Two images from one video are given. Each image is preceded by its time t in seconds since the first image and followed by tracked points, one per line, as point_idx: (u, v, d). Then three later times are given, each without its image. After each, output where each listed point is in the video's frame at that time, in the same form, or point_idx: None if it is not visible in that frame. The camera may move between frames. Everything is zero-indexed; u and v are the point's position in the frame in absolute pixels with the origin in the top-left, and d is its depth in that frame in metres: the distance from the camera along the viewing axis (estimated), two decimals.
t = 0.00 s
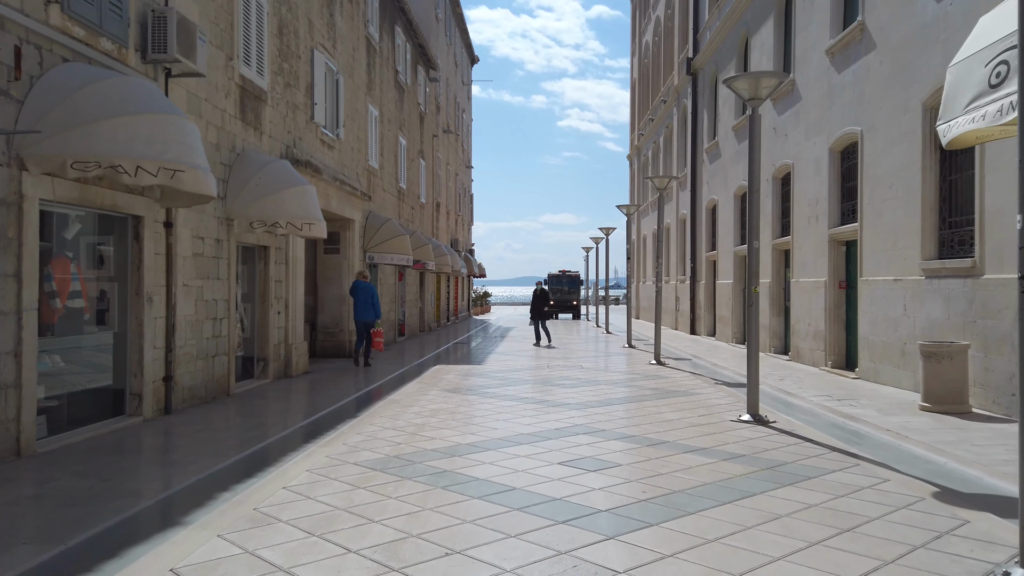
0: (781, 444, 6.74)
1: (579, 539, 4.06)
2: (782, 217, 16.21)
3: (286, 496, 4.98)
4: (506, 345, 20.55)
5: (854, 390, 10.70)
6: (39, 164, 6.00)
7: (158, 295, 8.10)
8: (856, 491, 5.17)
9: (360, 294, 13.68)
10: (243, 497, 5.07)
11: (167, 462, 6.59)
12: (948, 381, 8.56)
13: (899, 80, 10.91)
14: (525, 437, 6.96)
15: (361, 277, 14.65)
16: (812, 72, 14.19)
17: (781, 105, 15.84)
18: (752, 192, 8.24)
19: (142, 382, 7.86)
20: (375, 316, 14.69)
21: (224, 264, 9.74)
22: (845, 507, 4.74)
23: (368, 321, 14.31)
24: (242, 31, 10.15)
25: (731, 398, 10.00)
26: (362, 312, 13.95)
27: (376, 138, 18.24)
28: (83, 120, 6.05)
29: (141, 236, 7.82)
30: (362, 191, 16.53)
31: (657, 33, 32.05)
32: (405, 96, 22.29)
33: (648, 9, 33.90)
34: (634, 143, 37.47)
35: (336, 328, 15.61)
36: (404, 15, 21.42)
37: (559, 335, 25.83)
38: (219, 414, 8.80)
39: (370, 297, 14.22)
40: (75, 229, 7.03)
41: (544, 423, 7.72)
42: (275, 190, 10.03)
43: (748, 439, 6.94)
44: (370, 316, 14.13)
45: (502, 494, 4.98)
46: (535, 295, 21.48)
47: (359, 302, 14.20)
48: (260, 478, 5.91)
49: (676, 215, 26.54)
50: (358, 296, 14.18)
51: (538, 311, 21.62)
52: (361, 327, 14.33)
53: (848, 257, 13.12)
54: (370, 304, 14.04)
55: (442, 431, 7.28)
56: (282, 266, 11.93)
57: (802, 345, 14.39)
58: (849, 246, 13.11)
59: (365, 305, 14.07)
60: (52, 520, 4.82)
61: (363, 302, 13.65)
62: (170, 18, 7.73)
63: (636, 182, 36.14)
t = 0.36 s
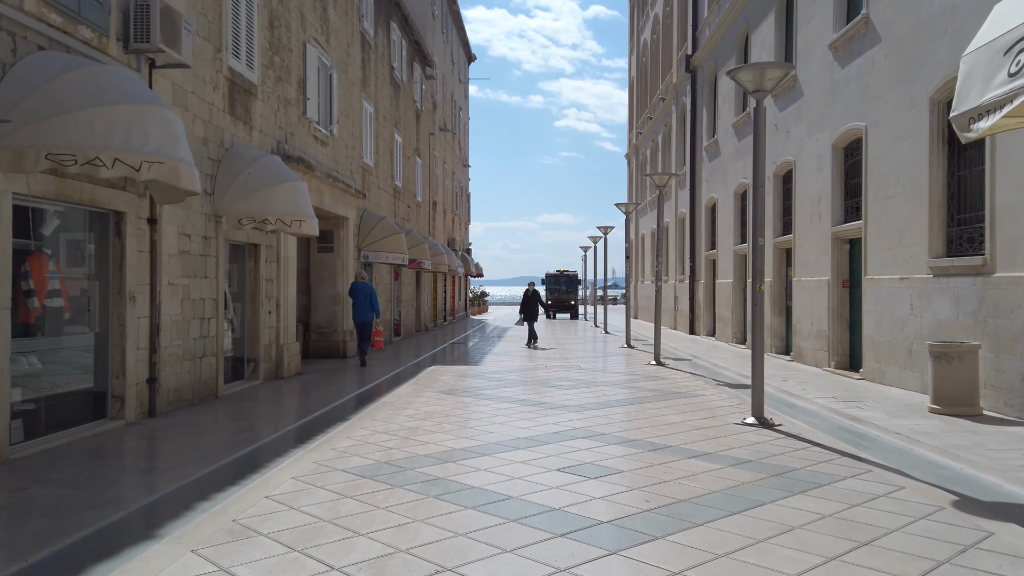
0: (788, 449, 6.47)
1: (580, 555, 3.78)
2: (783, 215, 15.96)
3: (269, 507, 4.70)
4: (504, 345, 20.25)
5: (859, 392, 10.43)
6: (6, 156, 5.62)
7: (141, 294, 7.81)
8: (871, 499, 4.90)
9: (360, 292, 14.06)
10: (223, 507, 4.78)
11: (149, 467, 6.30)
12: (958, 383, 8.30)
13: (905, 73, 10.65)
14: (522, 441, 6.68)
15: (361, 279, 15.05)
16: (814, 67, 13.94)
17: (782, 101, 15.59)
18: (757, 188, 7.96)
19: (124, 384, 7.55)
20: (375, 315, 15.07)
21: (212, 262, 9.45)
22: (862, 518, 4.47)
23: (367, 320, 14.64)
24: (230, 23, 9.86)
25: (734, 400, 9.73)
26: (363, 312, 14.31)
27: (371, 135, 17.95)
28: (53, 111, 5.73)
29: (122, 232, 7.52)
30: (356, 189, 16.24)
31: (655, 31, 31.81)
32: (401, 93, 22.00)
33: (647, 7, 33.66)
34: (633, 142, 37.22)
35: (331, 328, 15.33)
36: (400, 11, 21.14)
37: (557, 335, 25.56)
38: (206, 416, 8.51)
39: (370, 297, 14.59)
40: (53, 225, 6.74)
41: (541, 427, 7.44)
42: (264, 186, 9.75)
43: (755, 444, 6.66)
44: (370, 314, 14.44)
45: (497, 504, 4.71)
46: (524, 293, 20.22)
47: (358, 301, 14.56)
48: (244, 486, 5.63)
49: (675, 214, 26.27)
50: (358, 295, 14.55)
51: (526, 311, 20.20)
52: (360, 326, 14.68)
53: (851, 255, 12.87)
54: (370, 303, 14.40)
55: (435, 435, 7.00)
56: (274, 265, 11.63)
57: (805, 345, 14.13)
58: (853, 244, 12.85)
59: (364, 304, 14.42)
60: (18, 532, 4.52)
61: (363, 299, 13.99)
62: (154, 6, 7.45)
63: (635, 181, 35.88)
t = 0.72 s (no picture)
0: (800, 456, 6.20)
1: None
2: (788, 214, 15.70)
3: (254, 521, 4.43)
4: (504, 346, 19.97)
5: (869, 395, 10.14)
6: None
7: (128, 294, 7.54)
8: (891, 512, 4.63)
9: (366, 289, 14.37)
10: (205, 520, 4.52)
11: (132, 476, 6.03)
12: (973, 386, 8.03)
13: (916, 68, 10.36)
14: (521, 448, 6.41)
15: (367, 279, 15.15)
16: (820, 63, 13.66)
17: (787, 98, 15.31)
18: (765, 184, 7.69)
19: (110, 388, 7.28)
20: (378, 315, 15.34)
21: (203, 262, 9.19)
22: (882, 533, 4.20)
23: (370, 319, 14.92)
24: (222, 16, 9.59)
25: (741, 403, 9.44)
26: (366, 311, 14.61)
27: (370, 133, 17.68)
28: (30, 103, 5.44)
29: (107, 230, 7.25)
30: (354, 187, 15.97)
31: (657, 29, 31.55)
32: (401, 91, 21.73)
33: (648, 6, 33.41)
34: (634, 141, 36.96)
35: (327, 329, 15.07)
36: (399, 7, 20.86)
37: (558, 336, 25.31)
38: (196, 421, 8.25)
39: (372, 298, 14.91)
40: (36, 223, 6.52)
41: (541, 433, 7.17)
42: (257, 184, 9.49)
43: (764, 451, 6.39)
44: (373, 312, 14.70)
45: (495, 518, 4.44)
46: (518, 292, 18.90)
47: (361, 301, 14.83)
48: (229, 497, 5.36)
49: (677, 213, 26.00)
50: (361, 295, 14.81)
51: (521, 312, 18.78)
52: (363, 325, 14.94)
53: (859, 254, 12.60)
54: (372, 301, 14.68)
55: (431, 442, 6.72)
56: (269, 265, 11.37)
57: (811, 347, 13.85)
58: (861, 243, 12.58)
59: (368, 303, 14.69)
60: None
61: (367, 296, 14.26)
62: None
63: (637, 180, 35.60)
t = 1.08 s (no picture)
0: (814, 463, 5.93)
1: None
2: (794, 212, 15.44)
3: (240, 533, 4.18)
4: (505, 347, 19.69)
5: (880, 397, 9.87)
6: None
7: (116, 294, 7.29)
8: (916, 524, 4.37)
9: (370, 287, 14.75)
10: (188, 532, 4.27)
11: (117, 482, 5.76)
12: (990, 388, 7.75)
13: (928, 62, 10.10)
14: (523, 454, 6.14)
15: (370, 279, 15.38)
16: (828, 58, 13.40)
17: (794, 94, 15.04)
18: (775, 180, 7.42)
19: (97, 391, 7.03)
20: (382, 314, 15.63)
21: (196, 260, 8.94)
22: (910, 548, 3.93)
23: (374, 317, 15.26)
24: (216, 8, 9.33)
25: (748, 406, 9.18)
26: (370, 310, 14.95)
27: (369, 131, 17.41)
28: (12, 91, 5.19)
29: (94, 227, 7.00)
30: (353, 185, 15.72)
31: (659, 27, 31.30)
32: (401, 88, 21.46)
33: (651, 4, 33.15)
34: (636, 140, 36.68)
35: (324, 329, 14.81)
36: (399, 4, 20.60)
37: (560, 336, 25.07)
38: (187, 424, 7.99)
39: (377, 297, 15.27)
40: (19, 219, 6.27)
41: (543, 437, 6.90)
42: (252, 181, 9.24)
43: (777, 458, 6.12)
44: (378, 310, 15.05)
45: (497, 531, 4.17)
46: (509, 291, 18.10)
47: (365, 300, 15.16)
48: (216, 506, 5.10)
49: (680, 212, 25.74)
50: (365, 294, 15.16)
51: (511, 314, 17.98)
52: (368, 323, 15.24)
53: (868, 254, 12.34)
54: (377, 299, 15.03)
55: (429, 447, 6.46)
56: (264, 264, 11.11)
57: (818, 348, 13.59)
58: (870, 242, 12.32)
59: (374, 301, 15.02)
60: None
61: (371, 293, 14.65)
62: None
63: (639, 180, 35.33)
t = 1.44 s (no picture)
0: (831, 472, 5.67)
1: None
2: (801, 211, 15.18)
3: (226, 550, 3.92)
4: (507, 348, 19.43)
5: (893, 400, 9.61)
6: None
7: (104, 294, 7.04)
8: (945, 540, 4.11)
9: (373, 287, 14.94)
10: (171, 548, 4.02)
11: (102, 491, 5.51)
12: (1009, 392, 7.50)
13: (941, 56, 9.83)
14: (526, 462, 5.89)
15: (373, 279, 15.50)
16: (836, 54, 13.12)
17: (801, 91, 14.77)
18: (788, 176, 7.15)
19: (85, 395, 6.78)
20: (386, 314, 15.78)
21: (189, 259, 8.69)
22: (942, 567, 3.67)
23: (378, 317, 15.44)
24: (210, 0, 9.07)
25: (758, 410, 8.92)
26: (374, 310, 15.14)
27: (368, 128, 17.15)
28: None
29: (81, 225, 6.75)
30: (352, 184, 15.47)
31: (662, 25, 31.03)
32: (401, 86, 21.19)
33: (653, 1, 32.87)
34: (639, 139, 36.42)
35: (322, 330, 14.55)
36: None
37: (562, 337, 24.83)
38: (179, 428, 7.74)
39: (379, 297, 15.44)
40: (2, 216, 6.01)
41: (547, 444, 6.65)
42: (246, 178, 8.99)
43: (792, 465, 5.86)
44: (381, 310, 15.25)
45: (499, 547, 3.91)
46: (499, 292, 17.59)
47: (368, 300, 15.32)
48: (203, 518, 4.85)
49: (683, 212, 25.47)
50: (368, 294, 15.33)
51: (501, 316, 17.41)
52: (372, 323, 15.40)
53: (878, 253, 12.08)
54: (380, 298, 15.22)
55: (429, 454, 6.21)
56: (260, 263, 10.85)
57: (826, 349, 13.33)
58: (879, 242, 12.06)
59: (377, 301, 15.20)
60: None
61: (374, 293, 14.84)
62: None
63: (642, 179, 35.05)
